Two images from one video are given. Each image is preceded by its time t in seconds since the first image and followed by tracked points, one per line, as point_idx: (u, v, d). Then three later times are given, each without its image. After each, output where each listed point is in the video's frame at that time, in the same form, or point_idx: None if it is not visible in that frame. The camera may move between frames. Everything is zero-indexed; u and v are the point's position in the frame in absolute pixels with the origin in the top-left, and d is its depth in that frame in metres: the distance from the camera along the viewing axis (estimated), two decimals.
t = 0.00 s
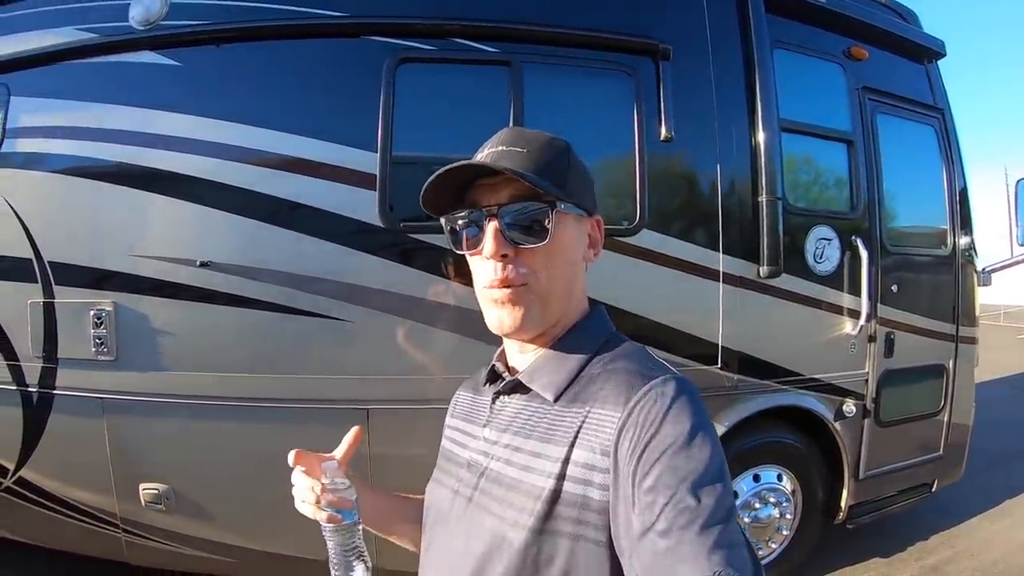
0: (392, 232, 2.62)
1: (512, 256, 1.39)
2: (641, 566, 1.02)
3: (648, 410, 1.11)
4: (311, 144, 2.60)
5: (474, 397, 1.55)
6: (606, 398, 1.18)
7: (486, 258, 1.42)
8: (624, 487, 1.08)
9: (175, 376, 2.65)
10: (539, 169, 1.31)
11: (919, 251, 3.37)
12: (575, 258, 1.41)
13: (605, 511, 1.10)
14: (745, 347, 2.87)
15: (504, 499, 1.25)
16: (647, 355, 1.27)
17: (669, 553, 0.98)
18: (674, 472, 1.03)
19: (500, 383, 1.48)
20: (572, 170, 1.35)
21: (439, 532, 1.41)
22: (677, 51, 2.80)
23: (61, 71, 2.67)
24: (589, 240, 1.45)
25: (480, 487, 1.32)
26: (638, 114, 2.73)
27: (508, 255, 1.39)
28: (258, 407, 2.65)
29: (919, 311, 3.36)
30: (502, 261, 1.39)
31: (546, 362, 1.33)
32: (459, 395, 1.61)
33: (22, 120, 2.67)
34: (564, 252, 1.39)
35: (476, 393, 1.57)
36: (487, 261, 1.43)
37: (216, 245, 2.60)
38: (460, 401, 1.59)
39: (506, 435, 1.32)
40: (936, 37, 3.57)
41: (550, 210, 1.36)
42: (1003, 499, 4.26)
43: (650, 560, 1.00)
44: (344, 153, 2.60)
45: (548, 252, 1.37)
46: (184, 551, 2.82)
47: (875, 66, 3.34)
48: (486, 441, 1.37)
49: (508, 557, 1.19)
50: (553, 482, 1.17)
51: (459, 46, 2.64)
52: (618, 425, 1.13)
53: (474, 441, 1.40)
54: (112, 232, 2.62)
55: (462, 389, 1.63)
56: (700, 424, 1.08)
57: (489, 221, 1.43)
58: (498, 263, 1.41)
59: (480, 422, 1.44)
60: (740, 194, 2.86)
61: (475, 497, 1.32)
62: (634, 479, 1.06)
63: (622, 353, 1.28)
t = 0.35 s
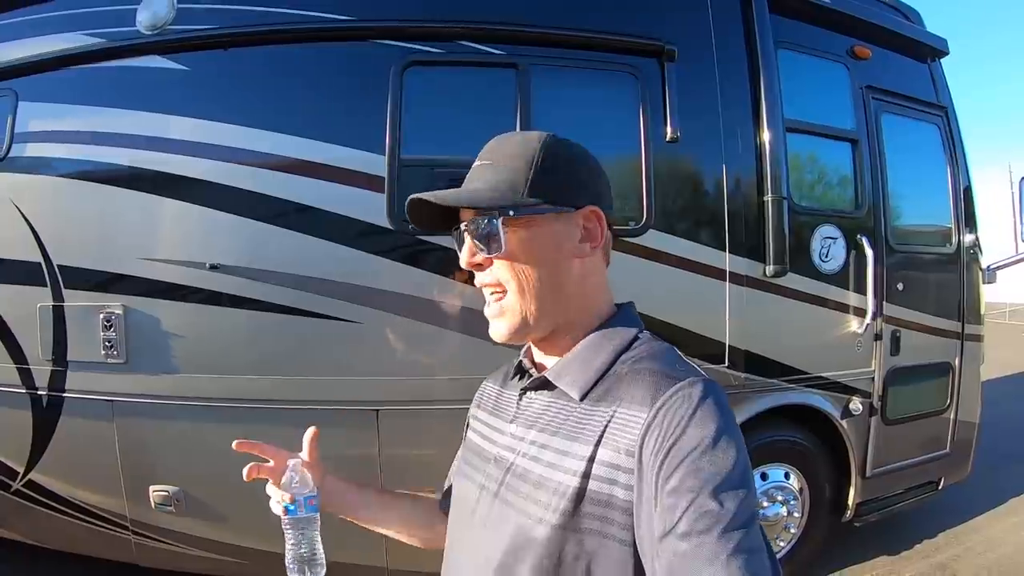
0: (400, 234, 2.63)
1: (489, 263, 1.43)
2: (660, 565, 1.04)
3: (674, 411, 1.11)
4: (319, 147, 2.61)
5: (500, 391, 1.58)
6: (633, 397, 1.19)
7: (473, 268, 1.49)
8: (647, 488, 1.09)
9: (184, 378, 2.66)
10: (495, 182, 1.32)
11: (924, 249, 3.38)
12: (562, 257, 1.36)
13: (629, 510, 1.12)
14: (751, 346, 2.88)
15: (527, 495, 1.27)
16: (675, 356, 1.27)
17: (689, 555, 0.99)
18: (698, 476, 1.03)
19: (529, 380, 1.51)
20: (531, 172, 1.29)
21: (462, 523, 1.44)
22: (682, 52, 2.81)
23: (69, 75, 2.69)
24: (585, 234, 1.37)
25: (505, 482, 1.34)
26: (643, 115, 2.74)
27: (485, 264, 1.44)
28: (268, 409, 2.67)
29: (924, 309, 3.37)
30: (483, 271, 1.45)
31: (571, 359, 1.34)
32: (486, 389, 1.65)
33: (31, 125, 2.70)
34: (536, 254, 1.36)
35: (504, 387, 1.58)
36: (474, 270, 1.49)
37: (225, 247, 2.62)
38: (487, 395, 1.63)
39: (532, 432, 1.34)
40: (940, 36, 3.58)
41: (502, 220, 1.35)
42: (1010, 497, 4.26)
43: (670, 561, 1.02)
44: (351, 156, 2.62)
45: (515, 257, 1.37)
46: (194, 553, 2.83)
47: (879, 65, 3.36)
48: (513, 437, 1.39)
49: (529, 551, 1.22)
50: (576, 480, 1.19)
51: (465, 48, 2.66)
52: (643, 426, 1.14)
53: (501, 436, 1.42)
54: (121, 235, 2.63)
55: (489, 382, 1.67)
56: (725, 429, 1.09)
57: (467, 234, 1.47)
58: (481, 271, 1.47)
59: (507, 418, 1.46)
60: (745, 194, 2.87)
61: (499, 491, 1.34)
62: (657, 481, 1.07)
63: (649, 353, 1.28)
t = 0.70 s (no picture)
0: (403, 235, 2.66)
1: (494, 255, 1.48)
2: (674, 545, 1.07)
3: (682, 393, 1.14)
4: (323, 149, 2.65)
5: (518, 380, 1.63)
6: (642, 380, 1.22)
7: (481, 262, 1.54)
8: (659, 470, 1.12)
9: (188, 379, 2.68)
10: (493, 174, 1.36)
11: (920, 250, 3.42)
12: (564, 241, 1.39)
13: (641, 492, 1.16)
14: (750, 346, 2.91)
15: (543, 480, 1.31)
16: (683, 338, 1.29)
17: (701, 537, 1.03)
18: (708, 458, 1.06)
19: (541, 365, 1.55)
20: (527, 161, 1.33)
21: (485, 510, 1.49)
22: (679, 56, 2.86)
23: (75, 79, 2.73)
24: (583, 217, 1.39)
25: (522, 469, 1.38)
26: (642, 120, 2.78)
27: (490, 256, 1.48)
28: (271, 410, 2.69)
29: (921, 310, 3.41)
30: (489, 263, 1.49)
31: (581, 345, 1.37)
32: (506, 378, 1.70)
33: (36, 128, 2.73)
34: (537, 240, 1.40)
35: (521, 376, 1.63)
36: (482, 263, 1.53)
37: (229, 249, 2.65)
38: (506, 384, 1.67)
39: (547, 419, 1.38)
40: (933, 40, 3.63)
41: (501, 209, 1.40)
42: (1009, 496, 4.28)
43: (683, 541, 1.05)
44: (354, 157, 2.65)
45: (518, 246, 1.41)
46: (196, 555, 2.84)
47: (873, 69, 3.41)
48: (530, 424, 1.43)
49: (546, 535, 1.26)
50: (588, 463, 1.23)
51: (466, 53, 2.70)
52: (653, 409, 1.17)
53: (518, 423, 1.47)
54: (125, 237, 2.66)
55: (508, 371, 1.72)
56: (735, 408, 1.11)
57: (472, 231, 1.51)
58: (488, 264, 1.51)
59: (525, 406, 1.50)
60: (743, 196, 2.91)
61: (517, 478, 1.39)
62: (668, 463, 1.10)
63: (657, 336, 1.30)
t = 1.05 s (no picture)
0: (400, 241, 2.67)
1: (496, 258, 1.49)
2: (682, 546, 1.09)
3: (689, 394, 1.16)
4: (320, 155, 2.66)
5: (522, 379, 1.65)
6: (648, 380, 1.24)
7: (482, 265, 1.55)
8: (665, 470, 1.14)
9: (184, 384, 2.69)
10: (494, 176, 1.38)
11: (912, 255, 3.45)
12: (567, 241, 1.41)
13: (647, 492, 1.17)
14: (745, 350, 2.93)
15: (549, 481, 1.33)
16: (688, 338, 1.31)
17: (710, 538, 1.04)
18: (715, 459, 1.08)
19: (544, 365, 1.57)
20: (527, 162, 1.35)
21: (488, 510, 1.51)
22: (673, 63, 2.89)
23: (72, 84, 2.74)
24: (585, 216, 1.41)
25: (528, 470, 1.40)
26: (636, 128, 2.81)
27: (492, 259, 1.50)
28: (267, 415, 2.69)
29: (913, 314, 3.44)
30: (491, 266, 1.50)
31: (585, 344, 1.40)
32: (509, 376, 1.73)
33: (33, 133, 2.74)
34: (539, 241, 1.41)
35: (524, 376, 1.66)
36: (484, 266, 1.55)
37: (227, 255, 2.65)
38: (510, 383, 1.70)
39: (553, 420, 1.40)
40: (923, 47, 3.67)
41: (504, 211, 1.41)
42: (1002, 498, 4.31)
43: (691, 542, 1.07)
44: (351, 163, 2.67)
45: (521, 247, 1.43)
46: (191, 560, 2.83)
47: (865, 76, 3.44)
48: (534, 425, 1.46)
49: (551, 536, 1.28)
50: (592, 463, 1.26)
51: (461, 60, 2.72)
52: (659, 410, 1.19)
53: (522, 423, 1.50)
54: (123, 242, 2.67)
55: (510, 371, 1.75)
56: (742, 410, 1.12)
57: (473, 233, 1.53)
58: (489, 266, 1.52)
59: (529, 406, 1.52)
60: (736, 202, 2.93)
61: (522, 479, 1.41)
62: (674, 464, 1.12)
63: (662, 335, 1.32)
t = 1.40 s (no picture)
0: (393, 248, 2.68)
1: (487, 262, 1.48)
2: (666, 552, 1.08)
3: (672, 401, 1.16)
4: (313, 162, 2.66)
5: (510, 382, 1.66)
6: (632, 386, 1.25)
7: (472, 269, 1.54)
8: (648, 476, 1.14)
9: (175, 391, 2.68)
10: (487, 181, 1.39)
11: (903, 262, 3.46)
12: (558, 247, 1.41)
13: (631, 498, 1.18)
14: (736, 357, 2.94)
15: (534, 486, 1.34)
16: (673, 344, 1.32)
17: (693, 544, 1.03)
18: (699, 464, 1.07)
19: (532, 370, 1.58)
20: (519, 168, 1.37)
21: (474, 514, 1.52)
22: (665, 71, 2.90)
23: (65, 89, 2.74)
24: (576, 223, 1.42)
25: (514, 475, 1.41)
26: (628, 136, 2.82)
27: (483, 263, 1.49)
28: (259, 422, 2.69)
29: (905, 321, 3.45)
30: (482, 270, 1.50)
31: (571, 350, 1.41)
32: (497, 378, 1.75)
33: (26, 138, 2.74)
34: (531, 246, 1.41)
35: (511, 380, 1.67)
36: (474, 270, 1.54)
37: (219, 261, 2.65)
38: (498, 384, 1.72)
39: (538, 425, 1.41)
40: (915, 56, 3.69)
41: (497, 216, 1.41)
42: (994, 504, 4.33)
43: (675, 547, 1.06)
44: (343, 170, 2.67)
45: (512, 253, 1.43)
46: (183, 567, 2.83)
47: (856, 84, 3.46)
48: (519, 430, 1.47)
49: (535, 541, 1.29)
50: (575, 468, 1.27)
51: (454, 68, 2.73)
52: (643, 416, 1.20)
53: (507, 427, 1.51)
54: (114, 248, 2.67)
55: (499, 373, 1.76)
56: (727, 416, 1.12)
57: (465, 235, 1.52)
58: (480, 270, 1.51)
59: (515, 410, 1.53)
60: (728, 210, 2.95)
61: (508, 484, 1.41)
62: (658, 470, 1.12)
63: (647, 342, 1.33)
